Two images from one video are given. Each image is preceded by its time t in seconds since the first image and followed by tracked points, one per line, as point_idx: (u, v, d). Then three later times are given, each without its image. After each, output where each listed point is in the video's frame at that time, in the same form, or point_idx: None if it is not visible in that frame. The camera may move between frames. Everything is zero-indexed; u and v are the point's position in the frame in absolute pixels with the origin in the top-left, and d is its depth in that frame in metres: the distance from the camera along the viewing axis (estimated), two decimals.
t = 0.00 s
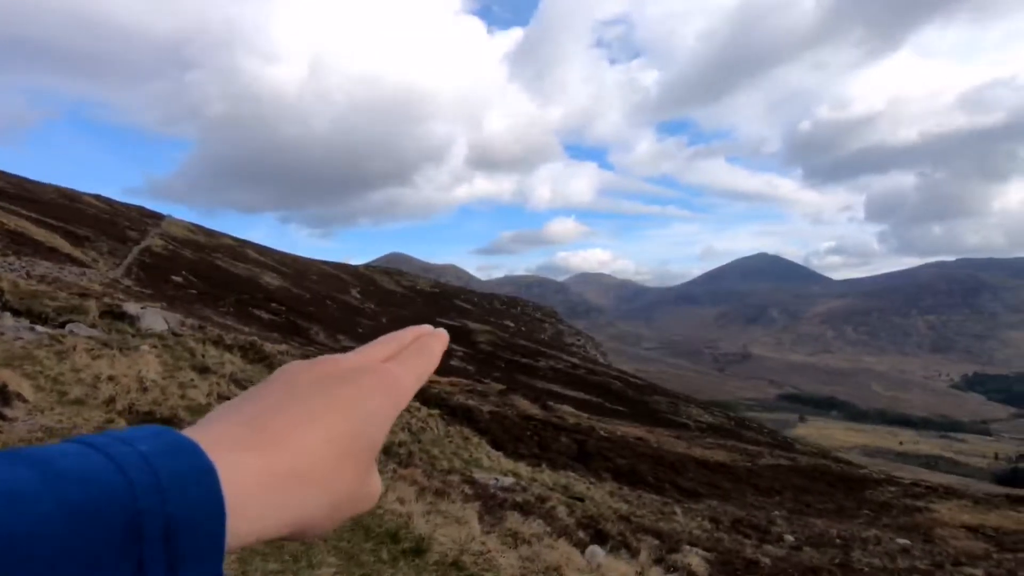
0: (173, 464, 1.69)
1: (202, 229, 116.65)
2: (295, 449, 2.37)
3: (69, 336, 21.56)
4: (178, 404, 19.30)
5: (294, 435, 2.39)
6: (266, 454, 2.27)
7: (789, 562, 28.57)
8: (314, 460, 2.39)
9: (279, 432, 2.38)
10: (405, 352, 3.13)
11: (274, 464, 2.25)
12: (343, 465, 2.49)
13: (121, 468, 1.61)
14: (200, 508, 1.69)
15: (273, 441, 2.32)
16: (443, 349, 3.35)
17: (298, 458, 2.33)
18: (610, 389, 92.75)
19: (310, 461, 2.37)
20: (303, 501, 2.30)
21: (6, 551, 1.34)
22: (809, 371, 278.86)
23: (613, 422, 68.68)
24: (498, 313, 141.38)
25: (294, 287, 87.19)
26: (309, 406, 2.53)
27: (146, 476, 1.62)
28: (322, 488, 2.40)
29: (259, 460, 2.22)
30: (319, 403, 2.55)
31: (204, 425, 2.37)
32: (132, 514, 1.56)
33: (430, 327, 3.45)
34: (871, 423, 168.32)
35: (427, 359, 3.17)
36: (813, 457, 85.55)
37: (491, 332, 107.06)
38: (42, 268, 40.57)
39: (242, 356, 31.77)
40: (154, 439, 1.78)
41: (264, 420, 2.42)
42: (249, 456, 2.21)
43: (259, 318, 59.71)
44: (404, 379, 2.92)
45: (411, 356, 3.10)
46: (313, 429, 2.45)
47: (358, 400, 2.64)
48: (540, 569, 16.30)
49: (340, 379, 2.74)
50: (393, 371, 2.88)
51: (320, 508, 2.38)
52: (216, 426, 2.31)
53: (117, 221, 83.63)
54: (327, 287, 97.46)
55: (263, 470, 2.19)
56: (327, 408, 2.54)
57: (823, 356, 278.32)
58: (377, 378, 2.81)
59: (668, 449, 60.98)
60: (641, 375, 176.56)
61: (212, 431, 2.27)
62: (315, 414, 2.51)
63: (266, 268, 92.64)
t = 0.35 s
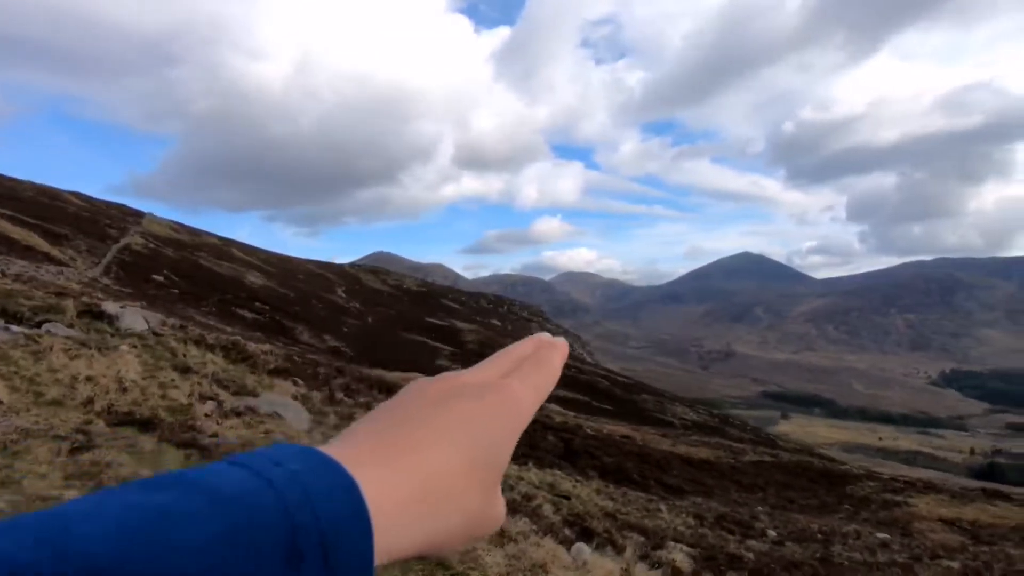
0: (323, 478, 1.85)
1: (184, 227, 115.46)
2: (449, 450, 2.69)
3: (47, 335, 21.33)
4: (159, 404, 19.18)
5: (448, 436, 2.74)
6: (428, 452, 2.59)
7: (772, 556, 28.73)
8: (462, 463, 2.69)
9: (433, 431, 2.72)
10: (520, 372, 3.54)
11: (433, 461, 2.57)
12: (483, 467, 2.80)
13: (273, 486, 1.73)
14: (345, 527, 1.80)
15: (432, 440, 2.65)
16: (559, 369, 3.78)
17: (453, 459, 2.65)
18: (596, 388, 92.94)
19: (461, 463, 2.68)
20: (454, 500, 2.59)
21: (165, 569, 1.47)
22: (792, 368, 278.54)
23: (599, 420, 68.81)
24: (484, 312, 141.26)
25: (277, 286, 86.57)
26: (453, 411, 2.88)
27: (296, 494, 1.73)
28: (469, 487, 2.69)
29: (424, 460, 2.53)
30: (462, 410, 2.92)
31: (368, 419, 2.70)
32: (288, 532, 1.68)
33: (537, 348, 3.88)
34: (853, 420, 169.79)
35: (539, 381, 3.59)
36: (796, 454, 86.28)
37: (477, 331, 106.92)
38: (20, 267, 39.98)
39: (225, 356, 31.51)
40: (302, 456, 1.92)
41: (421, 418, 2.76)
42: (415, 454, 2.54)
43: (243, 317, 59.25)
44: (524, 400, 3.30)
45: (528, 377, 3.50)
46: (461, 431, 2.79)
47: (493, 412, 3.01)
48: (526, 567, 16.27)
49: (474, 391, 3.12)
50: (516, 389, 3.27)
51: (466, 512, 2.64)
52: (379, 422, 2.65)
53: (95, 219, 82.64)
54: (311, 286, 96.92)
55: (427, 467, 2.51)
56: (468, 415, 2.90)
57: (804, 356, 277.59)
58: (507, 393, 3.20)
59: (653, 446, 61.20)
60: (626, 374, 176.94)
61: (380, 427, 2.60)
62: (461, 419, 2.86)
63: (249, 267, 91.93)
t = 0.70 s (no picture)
0: (370, 563, 2.70)
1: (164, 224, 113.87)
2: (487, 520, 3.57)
3: (22, 335, 21.02)
4: (137, 404, 18.99)
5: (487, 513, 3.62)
6: (475, 522, 3.47)
7: (755, 550, 28.95)
8: (497, 534, 3.53)
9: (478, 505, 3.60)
10: (542, 453, 4.48)
11: (482, 533, 3.45)
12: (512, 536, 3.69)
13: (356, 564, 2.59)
14: None
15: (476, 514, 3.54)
16: (574, 450, 4.73)
17: (489, 529, 3.51)
18: (582, 385, 93.10)
19: (493, 532, 3.54)
20: (497, 558, 3.42)
21: None
22: (775, 365, 278.39)
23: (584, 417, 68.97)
24: (469, 310, 140.96)
25: (260, 284, 85.77)
26: (494, 490, 3.78)
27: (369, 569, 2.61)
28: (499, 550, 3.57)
29: (471, 532, 3.41)
30: (500, 487, 3.83)
31: (434, 485, 3.58)
32: None
33: (556, 423, 4.83)
34: (835, 415, 171.05)
35: (555, 463, 4.51)
36: (778, 449, 87.04)
37: (462, 329, 106.65)
38: None
39: (206, 356, 31.18)
40: (375, 546, 2.80)
41: (474, 496, 3.64)
42: (465, 525, 3.41)
43: (225, 316, 58.69)
44: (543, 480, 4.24)
45: (544, 457, 4.45)
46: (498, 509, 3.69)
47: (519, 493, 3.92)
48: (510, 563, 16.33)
49: (507, 472, 4.02)
50: (536, 473, 4.20)
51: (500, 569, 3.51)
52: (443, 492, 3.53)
53: (72, 216, 81.40)
54: (295, 284, 96.18)
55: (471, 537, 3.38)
56: (505, 497, 3.78)
57: (789, 351, 278.49)
58: (529, 475, 4.13)
59: (638, 443, 61.44)
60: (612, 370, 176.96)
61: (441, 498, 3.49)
62: (499, 498, 3.76)
63: (231, 265, 91.03)
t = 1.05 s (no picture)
0: None
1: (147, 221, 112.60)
2: (482, 563, 3.07)
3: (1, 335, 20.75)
4: (120, 404, 18.82)
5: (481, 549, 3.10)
6: (461, 568, 2.98)
7: (740, 544, 29.18)
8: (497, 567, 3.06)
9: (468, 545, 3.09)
10: (553, 454, 3.85)
11: None
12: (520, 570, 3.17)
13: None
14: None
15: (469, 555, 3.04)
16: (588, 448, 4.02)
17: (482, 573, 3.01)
18: (570, 382, 93.21)
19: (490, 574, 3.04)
20: None
21: None
22: (761, 361, 278.43)
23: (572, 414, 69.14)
24: (457, 308, 140.75)
25: (245, 282, 85.13)
26: (492, 517, 3.25)
27: None
28: None
29: None
30: (498, 513, 3.29)
31: (411, 528, 3.10)
32: None
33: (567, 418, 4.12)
34: (820, 410, 172.38)
35: (569, 460, 3.89)
36: (764, 444, 87.72)
37: (450, 326, 106.41)
38: None
39: (191, 355, 30.89)
40: None
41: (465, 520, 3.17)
42: None
43: (209, 314, 58.17)
44: (556, 485, 3.64)
45: (557, 457, 3.83)
46: (498, 542, 3.17)
47: (523, 513, 3.37)
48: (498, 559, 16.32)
49: (509, 488, 3.45)
50: (547, 481, 3.59)
51: None
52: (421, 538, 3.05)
53: (53, 214, 80.46)
54: (281, 282, 95.57)
55: None
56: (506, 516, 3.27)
57: (775, 347, 278.65)
58: (538, 485, 3.54)
59: (626, 439, 61.60)
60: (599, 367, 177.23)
61: (419, 544, 3.01)
62: (498, 517, 3.25)
63: (216, 263, 90.27)
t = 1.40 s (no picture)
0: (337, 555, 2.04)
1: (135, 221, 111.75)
2: (484, 526, 2.74)
3: None
4: (107, 405, 18.68)
5: (476, 515, 2.73)
6: (462, 528, 2.64)
7: (731, 540, 29.25)
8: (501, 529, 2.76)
9: (463, 510, 2.72)
10: (550, 413, 3.49)
11: (479, 540, 2.63)
12: (520, 542, 2.82)
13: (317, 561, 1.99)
14: None
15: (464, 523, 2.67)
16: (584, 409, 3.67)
17: (484, 537, 2.69)
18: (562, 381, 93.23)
19: (492, 538, 2.72)
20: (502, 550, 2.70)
21: None
22: (752, 358, 278.75)
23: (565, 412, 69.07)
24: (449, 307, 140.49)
25: (235, 281, 84.61)
26: (491, 477, 2.93)
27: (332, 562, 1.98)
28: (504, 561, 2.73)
29: (460, 532, 2.61)
30: (492, 478, 2.93)
31: (402, 494, 2.73)
32: None
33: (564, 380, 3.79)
34: (810, 407, 173.21)
35: (568, 418, 3.57)
36: (755, 441, 88.08)
37: (442, 325, 106.20)
38: None
39: (180, 355, 30.66)
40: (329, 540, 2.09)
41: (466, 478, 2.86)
42: (447, 535, 2.55)
43: (198, 314, 57.75)
44: (555, 443, 3.34)
45: (557, 418, 3.47)
46: (492, 509, 2.81)
47: (520, 480, 3.01)
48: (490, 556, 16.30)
49: (501, 450, 3.10)
50: (545, 443, 3.23)
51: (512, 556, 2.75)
52: (417, 502, 2.64)
53: (38, 213, 79.70)
54: (271, 281, 95.08)
55: (461, 553, 2.54)
56: (508, 475, 2.97)
57: (765, 344, 278.79)
58: (536, 450, 3.17)
59: (617, 437, 61.65)
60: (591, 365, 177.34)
61: (415, 505, 2.63)
62: (501, 474, 2.95)
63: (205, 262, 89.67)
